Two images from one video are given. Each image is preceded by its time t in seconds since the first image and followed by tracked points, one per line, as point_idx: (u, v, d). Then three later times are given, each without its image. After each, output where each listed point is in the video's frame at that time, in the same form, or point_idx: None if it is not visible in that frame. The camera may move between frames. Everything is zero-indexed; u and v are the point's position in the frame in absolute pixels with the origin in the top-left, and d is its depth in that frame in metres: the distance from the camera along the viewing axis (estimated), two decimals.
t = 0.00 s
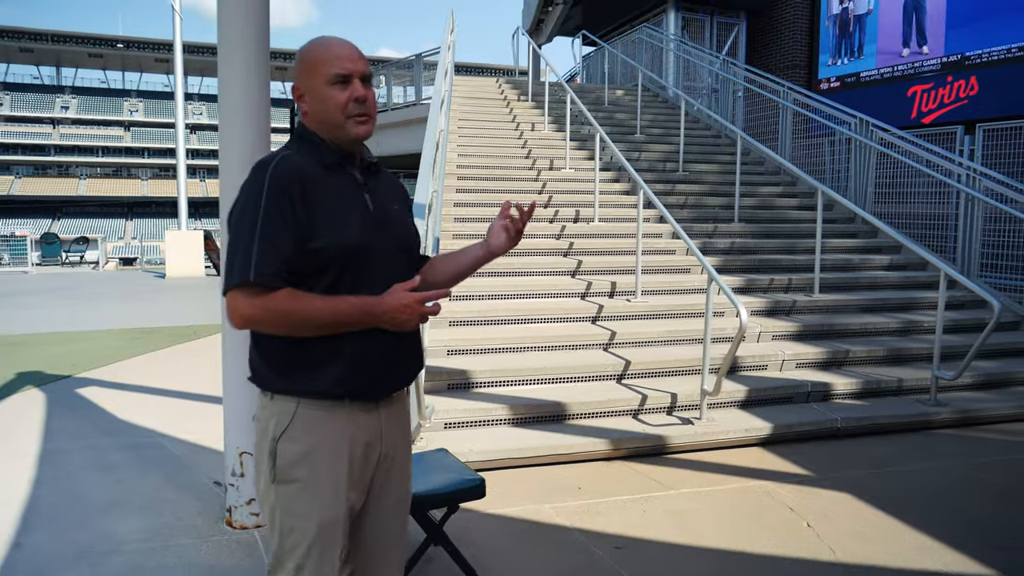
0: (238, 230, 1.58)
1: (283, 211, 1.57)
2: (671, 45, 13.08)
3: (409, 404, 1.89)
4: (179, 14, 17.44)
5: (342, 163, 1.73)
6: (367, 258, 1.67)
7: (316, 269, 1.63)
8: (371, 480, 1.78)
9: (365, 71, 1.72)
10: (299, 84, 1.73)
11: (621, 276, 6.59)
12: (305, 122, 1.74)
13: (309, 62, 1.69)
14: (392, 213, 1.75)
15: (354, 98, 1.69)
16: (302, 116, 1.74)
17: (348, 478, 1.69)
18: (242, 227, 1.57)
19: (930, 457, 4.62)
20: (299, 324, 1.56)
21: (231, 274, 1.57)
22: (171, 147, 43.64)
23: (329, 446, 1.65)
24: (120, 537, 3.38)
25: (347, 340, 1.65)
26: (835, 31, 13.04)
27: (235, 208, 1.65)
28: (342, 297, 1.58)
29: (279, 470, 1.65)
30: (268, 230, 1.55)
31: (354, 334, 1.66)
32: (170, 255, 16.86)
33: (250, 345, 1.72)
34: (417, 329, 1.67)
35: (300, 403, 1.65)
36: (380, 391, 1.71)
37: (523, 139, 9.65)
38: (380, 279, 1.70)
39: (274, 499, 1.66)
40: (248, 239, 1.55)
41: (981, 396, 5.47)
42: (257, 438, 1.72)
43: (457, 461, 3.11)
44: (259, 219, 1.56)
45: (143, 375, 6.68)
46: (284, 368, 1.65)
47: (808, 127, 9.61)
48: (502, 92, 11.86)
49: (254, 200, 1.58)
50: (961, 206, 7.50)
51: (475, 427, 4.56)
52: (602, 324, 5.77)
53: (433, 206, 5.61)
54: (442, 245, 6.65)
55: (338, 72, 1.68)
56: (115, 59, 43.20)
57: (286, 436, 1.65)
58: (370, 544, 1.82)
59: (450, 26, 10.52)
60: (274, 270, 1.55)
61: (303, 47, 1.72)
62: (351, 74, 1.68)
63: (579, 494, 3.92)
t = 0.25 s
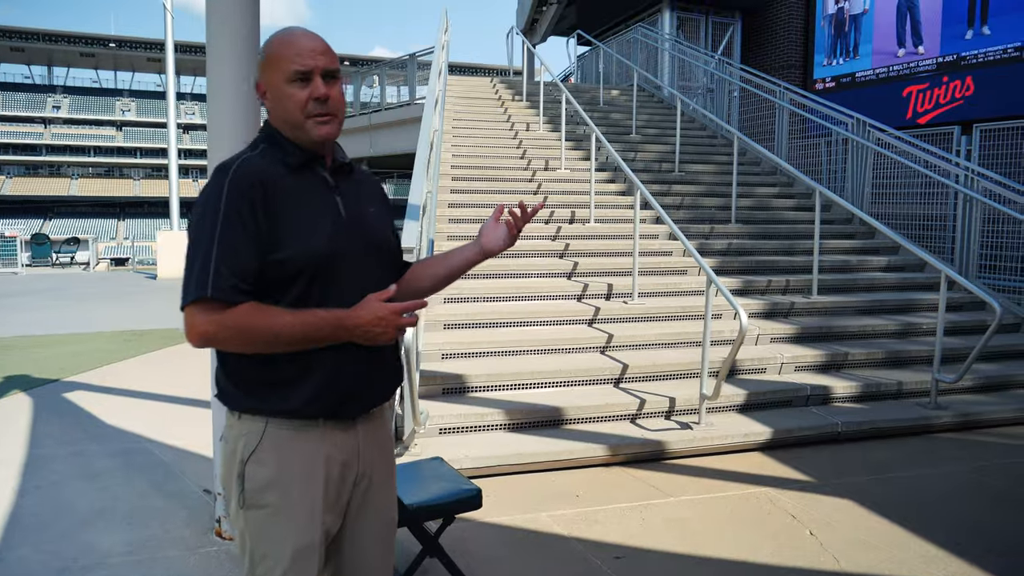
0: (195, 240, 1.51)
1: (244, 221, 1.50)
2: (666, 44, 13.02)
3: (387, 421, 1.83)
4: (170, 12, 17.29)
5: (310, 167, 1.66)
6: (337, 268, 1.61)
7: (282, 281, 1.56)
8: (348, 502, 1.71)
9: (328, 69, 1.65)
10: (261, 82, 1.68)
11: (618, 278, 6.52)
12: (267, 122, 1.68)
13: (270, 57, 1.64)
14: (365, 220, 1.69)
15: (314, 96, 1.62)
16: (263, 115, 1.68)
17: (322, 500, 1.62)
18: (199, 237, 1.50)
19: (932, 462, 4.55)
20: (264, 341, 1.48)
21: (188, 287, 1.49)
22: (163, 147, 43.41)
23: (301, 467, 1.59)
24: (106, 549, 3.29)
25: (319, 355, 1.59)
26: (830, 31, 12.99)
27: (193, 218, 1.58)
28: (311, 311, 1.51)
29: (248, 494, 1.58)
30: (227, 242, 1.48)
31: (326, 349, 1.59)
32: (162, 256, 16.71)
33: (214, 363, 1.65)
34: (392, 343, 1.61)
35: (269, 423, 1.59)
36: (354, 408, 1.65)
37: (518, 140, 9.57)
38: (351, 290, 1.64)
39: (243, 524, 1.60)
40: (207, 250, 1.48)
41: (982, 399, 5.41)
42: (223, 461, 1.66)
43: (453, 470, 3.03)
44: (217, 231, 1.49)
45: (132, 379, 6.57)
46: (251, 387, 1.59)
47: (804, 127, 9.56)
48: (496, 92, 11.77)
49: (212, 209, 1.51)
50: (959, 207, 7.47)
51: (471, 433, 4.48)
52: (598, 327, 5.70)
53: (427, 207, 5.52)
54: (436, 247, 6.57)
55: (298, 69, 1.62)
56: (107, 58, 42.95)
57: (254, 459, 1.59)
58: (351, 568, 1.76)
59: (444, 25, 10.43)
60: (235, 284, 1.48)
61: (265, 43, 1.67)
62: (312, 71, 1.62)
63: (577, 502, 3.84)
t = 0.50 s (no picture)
0: (149, 261, 1.47)
1: (202, 241, 1.47)
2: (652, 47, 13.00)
3: (359, 440, 1.81)
4: (153, 13, 17.09)
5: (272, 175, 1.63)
6: (301, 285, 1.59)
7: (244, 300, 1.54)
8: (320, 525, 1.69)
9: (290, 68, 1.61)
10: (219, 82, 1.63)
11: (606, 282, 6.46)
12: (227, 124, 1.64)
13: (228, 58, 1.59)
14: (331, 231, 1.67)
15: (277, 98, 1.58)
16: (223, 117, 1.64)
17: (291, 525, 1.61)
18: (152, 258, 1.46)
19: (923, 468, 4.52)
20: (227, 365, 1.46)
21: (141, 311, 1.45)
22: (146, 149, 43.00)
23: (268, 492, 1.58)
24: (80, 565, 3.18)
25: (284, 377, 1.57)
26: (816, 34, 13.01)
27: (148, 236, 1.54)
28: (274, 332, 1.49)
29: (212, 521, 1.57)
30: (184, 263, 1.45)
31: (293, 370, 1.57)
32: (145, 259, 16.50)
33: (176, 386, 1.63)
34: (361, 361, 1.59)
35: (233, 448, 1.57)
36: (323, 430, 1.63)
37: (504, 142, 9.49)
38: (318, 307, 1.62)
39: (208, 551, 1.58)
40: (161, 270, 1.44)
41: (971, 404, 5.39)
42: (187, 486, 1.64)
43: (439, 483, 2.96)
44: (173, 251, 1.45)
45: (111, 387, 6.44)
46: (214, 411, 1.57)
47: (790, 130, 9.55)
48: (482, 94, 11.70)
49: (167, 228, 1.47)
50: (945, 211, 7.46)
51: (457, 442, 4.40)
52: (587, 332, 5.63)
53: (413, 211, 5.44)
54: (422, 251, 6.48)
55: (259, 69, 1.58)
56: (89, 60, 42.51)
57: (217, 485, 1.57)
58: None
59: (429, 27, 10.35)
60: (193, 306, 1.45)
61: (223, 41, 1.62)
62: (273, 71, 1.58)
63: (566, 512, 3.77)
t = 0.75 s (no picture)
0: (94, 286, 1.36)
1: (153, 262, 1.38)
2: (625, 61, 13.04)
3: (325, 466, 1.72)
4: (121, 26, 16.86)
5: (225, 190, 1.54)
6: (261, 306, 1.50)
7: (198, 323, 1.44)
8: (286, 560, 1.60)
9: (244, 76, 1.54)
10: (165, 92, 1.54)
11: (581, 297, 6.40)
12: (176, 135, 1.55)
13: (177, 66, 1.51)
14: (294, 246, 1.59)
15: (230, 108, 1.50)
16: (172, 128, 1.54)
17: (257, 562, 1.51)
18: (99, 280, 1.36)
19: (900, 483, 4.49)
20: (183, 395, 1.36)
21: (87, 341, 1.34)
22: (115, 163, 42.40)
23: (230, 528, 1.49)
24: None
25: (245, 406, 1.48)
26: (786, 49, 13.16)
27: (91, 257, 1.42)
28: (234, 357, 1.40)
29: (168, 562, 1.46)
30: (133, 286, 1.35)
31: (257, 397, 1.48)
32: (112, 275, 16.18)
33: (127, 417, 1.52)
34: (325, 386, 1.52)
35: (192, 482, 1.47)
36: (289, 459, 1.55)
37: (478, 156, 9.44)
38: (280, 329, 1.54)
39: None
40: (108, 296, 1.34)
41: (945, 417, 5.39)
42: (140, 526, 1.53)
43: (410, 507, 2.85)
44: (122, 273, 1.35)
45: (73, 408, 6.23)
46: (170, 443, 1.47)
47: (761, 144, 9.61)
48: (456, 108, 11.65)
49: (112, 248, 1.37)
50: (916, 225, 7.53)
51: (430, 462, 4.29)
52: (562, 347, 5.56)
53: (384, 226, 5.35)
54: (395, 266, 6.38)
55: (211, 77, 1.50)
56: (57, 72, 41.92)
57: (174, 522, 1.47)
58: None
59: (402, 40, 10.29)
60: (145, 332, 1.34)
61: (171, 49, 1.53)
62: (227, 79, 1.50)
63: (541, 534, 3.68)
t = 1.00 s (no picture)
0: (41, 305, 1.26)
1: (105, 274, 1.28)
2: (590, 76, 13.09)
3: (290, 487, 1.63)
4: (78, 37, 16.53)
5: (184, 198, 1.45)
6: (222, 319, 1.41)
7: (155, 340, 1.34)
8: None
9: (225, 77, 1.49)
10: (138, 92, 1.39)
11: (548, 312, 6.36)
12: (156, 140, 1.42)
13: (161, 62, 1.39)
14: (249, 258, 1.50)
15: (225, 107, 1.45)
16: (150, 132, 1.41)
17: None
18: (47, 297, 1.26)
19: (868, 496, 4.49)
20: (141, 417, 1.26)
21: (35, 364, 1.24)
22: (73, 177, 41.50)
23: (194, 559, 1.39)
24: None
25: (206, 427, 1.38)
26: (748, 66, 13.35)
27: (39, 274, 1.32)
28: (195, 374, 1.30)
29: None
30: (84, 302, 1.25)
31: (219, 418, 1.39)
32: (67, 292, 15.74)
33: (79, 445, 1.41)
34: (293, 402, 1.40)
35: (152, 513, 1.37)
36: (254, 482, 1.46)
37: (444, 170, 9.38)
38: (241, 344, 1.45)
39: None
40: (57, 313, 1.24)
41: (910, 429, 5.43)
42: (95, 563, 1.43)
43: (374, 532, 2.75)
44: (72, 289, 1.25)
45: (21, 430, 5.99)
46: (126, 472, 1.36)
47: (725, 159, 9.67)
48: (421, 122, 11.59)
49: (62, 262, 1.27)
50: (878, 238, 7.65)
51: (395, 482, 4.18)
52: (529, 363, 5.49)
53: (348, 240, 5.25)
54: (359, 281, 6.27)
55: (203, 76, 1.42)
56: (12, 84, 41.03)
57: (133, 557, 1.37)
58: None
59: (367, 54, 10.22)
60: (98, 352, 1.24)
61: (141, 46, 1.40)
62: (217, 79, 1.45)
63: (510, 555, 3.59)
